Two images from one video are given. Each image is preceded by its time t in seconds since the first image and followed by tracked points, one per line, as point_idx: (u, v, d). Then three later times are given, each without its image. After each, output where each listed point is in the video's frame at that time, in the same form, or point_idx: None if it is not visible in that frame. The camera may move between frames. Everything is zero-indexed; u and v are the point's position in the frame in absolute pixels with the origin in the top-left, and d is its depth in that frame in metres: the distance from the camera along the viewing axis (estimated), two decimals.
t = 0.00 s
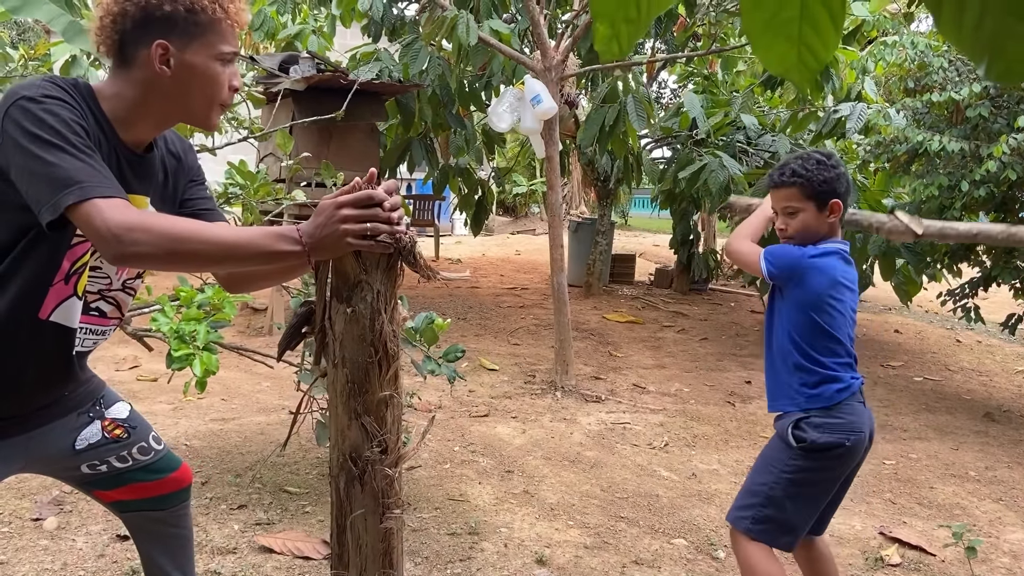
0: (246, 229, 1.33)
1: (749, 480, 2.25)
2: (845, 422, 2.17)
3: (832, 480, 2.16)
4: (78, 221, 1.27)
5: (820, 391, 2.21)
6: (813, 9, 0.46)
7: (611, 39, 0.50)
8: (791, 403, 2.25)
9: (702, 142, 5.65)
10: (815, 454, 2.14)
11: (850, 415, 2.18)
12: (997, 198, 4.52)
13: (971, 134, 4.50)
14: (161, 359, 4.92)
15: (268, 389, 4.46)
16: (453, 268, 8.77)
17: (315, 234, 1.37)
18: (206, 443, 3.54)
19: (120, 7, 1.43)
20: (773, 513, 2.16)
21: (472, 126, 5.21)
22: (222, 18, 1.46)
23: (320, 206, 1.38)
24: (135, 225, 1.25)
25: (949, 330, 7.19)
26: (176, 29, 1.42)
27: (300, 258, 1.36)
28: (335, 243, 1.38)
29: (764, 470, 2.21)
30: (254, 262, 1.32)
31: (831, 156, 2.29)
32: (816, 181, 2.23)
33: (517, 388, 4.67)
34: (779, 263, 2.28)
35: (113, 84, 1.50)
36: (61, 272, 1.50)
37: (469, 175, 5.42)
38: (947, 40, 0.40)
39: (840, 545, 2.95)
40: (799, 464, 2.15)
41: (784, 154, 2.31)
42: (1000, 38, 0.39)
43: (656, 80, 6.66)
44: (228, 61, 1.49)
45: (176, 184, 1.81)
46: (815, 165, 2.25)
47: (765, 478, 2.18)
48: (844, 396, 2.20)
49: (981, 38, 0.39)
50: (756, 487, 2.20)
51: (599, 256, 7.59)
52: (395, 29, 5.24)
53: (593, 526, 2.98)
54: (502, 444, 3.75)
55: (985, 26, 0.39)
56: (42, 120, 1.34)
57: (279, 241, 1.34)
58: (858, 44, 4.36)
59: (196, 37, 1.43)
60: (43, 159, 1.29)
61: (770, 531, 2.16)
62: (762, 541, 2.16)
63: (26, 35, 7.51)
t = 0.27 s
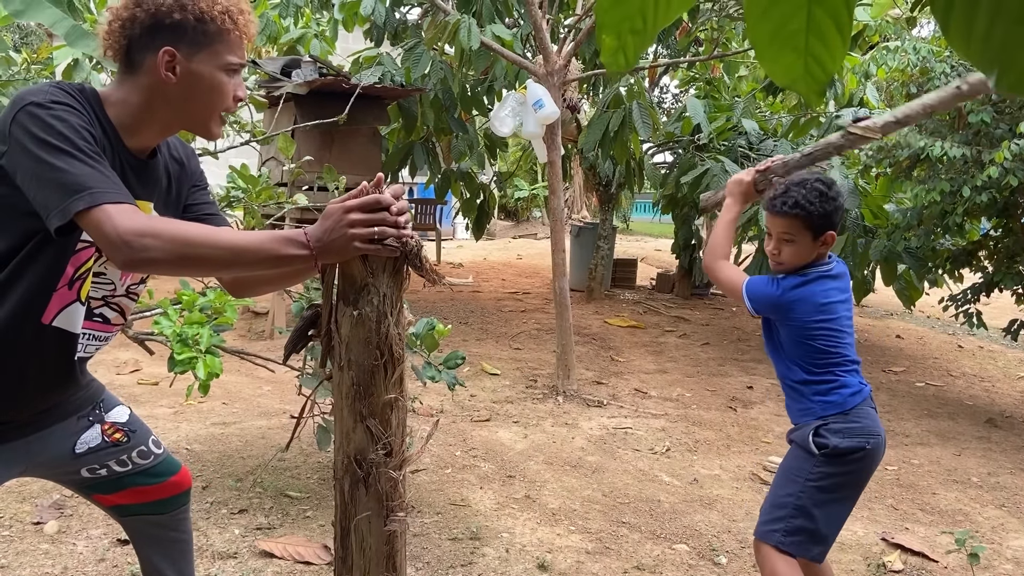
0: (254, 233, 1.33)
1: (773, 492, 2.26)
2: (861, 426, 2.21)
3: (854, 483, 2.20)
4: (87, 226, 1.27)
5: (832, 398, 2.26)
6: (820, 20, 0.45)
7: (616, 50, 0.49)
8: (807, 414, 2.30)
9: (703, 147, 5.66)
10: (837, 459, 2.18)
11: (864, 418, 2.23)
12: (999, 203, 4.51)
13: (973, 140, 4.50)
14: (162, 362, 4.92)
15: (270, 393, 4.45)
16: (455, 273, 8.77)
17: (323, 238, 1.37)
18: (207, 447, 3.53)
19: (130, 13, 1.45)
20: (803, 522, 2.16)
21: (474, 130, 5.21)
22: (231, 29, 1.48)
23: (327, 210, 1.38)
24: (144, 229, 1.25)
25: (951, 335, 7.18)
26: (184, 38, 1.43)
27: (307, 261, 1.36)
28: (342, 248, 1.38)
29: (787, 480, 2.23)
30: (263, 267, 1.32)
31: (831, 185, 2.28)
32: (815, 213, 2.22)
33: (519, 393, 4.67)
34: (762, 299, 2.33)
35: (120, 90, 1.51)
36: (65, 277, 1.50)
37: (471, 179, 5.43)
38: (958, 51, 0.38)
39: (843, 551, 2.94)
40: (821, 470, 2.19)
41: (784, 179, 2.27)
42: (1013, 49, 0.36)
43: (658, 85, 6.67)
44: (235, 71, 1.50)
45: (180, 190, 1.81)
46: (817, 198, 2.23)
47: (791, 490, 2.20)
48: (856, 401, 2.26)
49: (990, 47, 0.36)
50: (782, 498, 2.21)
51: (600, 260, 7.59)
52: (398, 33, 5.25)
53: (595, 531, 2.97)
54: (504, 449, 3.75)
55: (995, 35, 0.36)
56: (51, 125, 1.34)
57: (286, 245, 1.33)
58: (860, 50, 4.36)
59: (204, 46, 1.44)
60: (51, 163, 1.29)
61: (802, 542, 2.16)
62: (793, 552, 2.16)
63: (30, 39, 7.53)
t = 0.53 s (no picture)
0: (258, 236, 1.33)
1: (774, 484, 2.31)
2: (864, 426, 2.19)
3: (856, 483, 2.17)
4: (91, 227, 1.27)
5: (838, 398, 2.27)
6: (825, 27, 0.45)
7: (623, 56, 0.48)
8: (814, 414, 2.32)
9: (706, 152, 5.66)
10: (835, 457, 2.18)
11: (869, 419, 2.20)
12: (1001, 209, 4.51)
13: (975, 145, 4.49)
14: (163, 366, 4.92)
15: (271, 397, 4.46)
16: (456, 277, 8.77)
17: (326, 241, 1.37)
18: (208, 451, 3.53)
19: (142, 18, 1.45)
20: (796, 514, 2.20)
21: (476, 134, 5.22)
22: (241, 39, 1.49)
23: (331, 214, 1.38)
24: (148, 230, 1.25)
25: (953, 341, 7.17)
26: (194, 46, 1.44)
27: (310, 264, 1.36)
28: (346, 251, 1.39)
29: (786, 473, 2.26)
30: (266, 269, 1.32)
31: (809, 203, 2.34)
32: (799, 233, 2.28)
33: (520, 397, 4.66)
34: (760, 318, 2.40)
35: (126, 94, 1.51)
36: (65, 280, 1.50)
37: (473, 183, 5.44)
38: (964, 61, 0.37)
39: (844, 557, 2.94)
40: (820, 467, 2.19)
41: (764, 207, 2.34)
42: (1018, 58, 0.36)
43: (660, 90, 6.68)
44: (243, 81, 1.51)
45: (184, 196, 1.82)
46: (796, 219, 2.28)
47: (786, 481, 2.23)
48: (863, 401, 2.24)
49: (999, 56, 0.36)
50: (777, 489, 2.25)
51: (602, 265, 7.59)
52: (400, 37, 5.26)
53: (596, 536, 2.97)
54: (505, 454, 3.75)
55: (1003, 45, 0.36)
56: (56, 127, 1.34)
57: (289, 248, 1.33)
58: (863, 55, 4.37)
59: (213, 55, 1.45)
60: (56, 165, 1.29)
61: (794, 533, 2.19)
62: (785, 542, 2.20)
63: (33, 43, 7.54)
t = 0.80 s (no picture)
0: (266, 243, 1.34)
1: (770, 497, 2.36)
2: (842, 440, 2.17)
3: (837, 498, 2.16)
4: (99, 235, 1.27)
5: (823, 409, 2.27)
6: (838, 36, 0.42)
7: (631, 68, 0.45)
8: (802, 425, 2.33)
9: (710, 158, 5.67)
10: (818, 470, 2.18)
11: (848, 433, 2.18)
12: (1005, 217, 4.50)
13: (978, 153, 4.49)
14: (166, 369, 4.92)
15: (274, 400, 4.46)
16: (459, 281, 8.78)
17: (334, 249, 1.36)
18: (211, 455, 3.53)
19: (156, 30, 1.46)
20: (782, 525, 2.23)
21: (480, 139, 5.23)
22: (255, 52, 1.48)
23: (339, 221, 1.38)
24: (155, 238, 1.25)
25: (956, 348, 7.16)
26: (208, 58, 1.44)
27: (316, 271, 1.36)
28: (353, 258, 1.38)
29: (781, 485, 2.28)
30: (271, 277, 1.32)
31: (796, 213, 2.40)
32: (785, 240, 2.34)
33: (523, 403, 4.66)
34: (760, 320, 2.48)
35: (137, 104, 1.52)
36: (74, 287, 1.50)
37: (476, 188, 5.44)
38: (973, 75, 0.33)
39: (847, 565, 2.93)
40: (808, 479, 2.20)
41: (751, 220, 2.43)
42: None
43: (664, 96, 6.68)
44: (255, 94, 1.51)
45: (193, 203, 1.82)
46: (779, 228, 2.35)
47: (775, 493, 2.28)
48: (847, 415, 2.22)
49: (1011, 69, 0.32)
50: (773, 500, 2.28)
51: (605, 270, 7.59)
52: (405, 42, 5.27)
53: (599, 542, 2.96)
54: (507, 459, 3.75)
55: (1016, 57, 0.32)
56: (66, 135, 1.35)
57: (296, 255, 1.33)
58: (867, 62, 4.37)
59: (227, 68, 1.45)
60: (66, 173, 1.30)
61: (780, 543, 2.23)
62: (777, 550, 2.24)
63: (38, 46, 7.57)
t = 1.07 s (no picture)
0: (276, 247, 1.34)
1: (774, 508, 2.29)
2: (865, 442, 2.18)
3: (858, 504, 2.16)
4: (108, 240, 1.27)
5: (832, 411, 2.25)
6: (846, 41, 0.42)
7: (640, 66, 0.46)
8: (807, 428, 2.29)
9: (714, 162, 5.66)
10: (840, 476, 2.15)
11: (868, 433, 2.19)
12: (1010, 223, 4.50)
13: (983, 159, 4.49)
14: (169, 370, 4.92)
15: (277, 402, 4.46)
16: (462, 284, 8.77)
17: (345, 251, 1.36)
18: (214, 456, 3.53)
19: (164, 37, 1.46)
20: (799, 538, 2.18)
21: (484, 142, 5.23)
22: (263, 63, 1.49)
23: (349, 224, 1.37)
24: (165, 243, 1.25)
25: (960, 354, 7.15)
26: (215, 67, 1.44)
27: (327, 275, 1.35)
28: (364, 262, 1.38)
29: (790, 497, 2.22)
30: (282, 281, 1.32)
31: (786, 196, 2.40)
32: (777, 224, 2.33)
33: (526, 406, 4.66)
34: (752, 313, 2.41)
35: (144, 110, 1.52)
36: (78, 291, 1.50)
37: (480, 191, 5.45)
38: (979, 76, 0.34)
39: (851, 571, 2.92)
40: (825, 488, 2.17)
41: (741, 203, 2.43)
42: None
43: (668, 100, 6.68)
44: (261, 103, 1.51)
45: (200, 208, 1.82)
46: (771, 210, 2.35)
47: (788, 504, 2.21)
48: (860, 415, 2.23)
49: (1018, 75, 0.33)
50: (782, 512, 2.22)
51: (608, 273, 7.59)
52: (410, 45, 5.28)
53: (602, 547, 2.96)
54: (510, 462, 3.74)
55: None
56: (75, 141, 1.35)
57: (307, 259, 1.33)
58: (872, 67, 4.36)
59: (234, 77, 1.45)
60: (75, 178, 1.30)
61: (798, 558, 2.18)
62: (785, 567, 2.19)
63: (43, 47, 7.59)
